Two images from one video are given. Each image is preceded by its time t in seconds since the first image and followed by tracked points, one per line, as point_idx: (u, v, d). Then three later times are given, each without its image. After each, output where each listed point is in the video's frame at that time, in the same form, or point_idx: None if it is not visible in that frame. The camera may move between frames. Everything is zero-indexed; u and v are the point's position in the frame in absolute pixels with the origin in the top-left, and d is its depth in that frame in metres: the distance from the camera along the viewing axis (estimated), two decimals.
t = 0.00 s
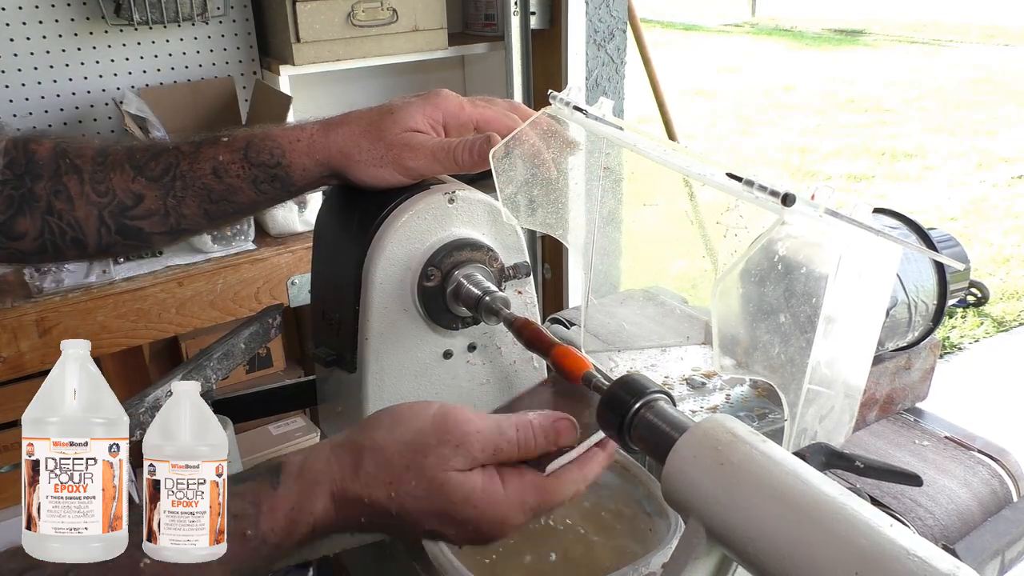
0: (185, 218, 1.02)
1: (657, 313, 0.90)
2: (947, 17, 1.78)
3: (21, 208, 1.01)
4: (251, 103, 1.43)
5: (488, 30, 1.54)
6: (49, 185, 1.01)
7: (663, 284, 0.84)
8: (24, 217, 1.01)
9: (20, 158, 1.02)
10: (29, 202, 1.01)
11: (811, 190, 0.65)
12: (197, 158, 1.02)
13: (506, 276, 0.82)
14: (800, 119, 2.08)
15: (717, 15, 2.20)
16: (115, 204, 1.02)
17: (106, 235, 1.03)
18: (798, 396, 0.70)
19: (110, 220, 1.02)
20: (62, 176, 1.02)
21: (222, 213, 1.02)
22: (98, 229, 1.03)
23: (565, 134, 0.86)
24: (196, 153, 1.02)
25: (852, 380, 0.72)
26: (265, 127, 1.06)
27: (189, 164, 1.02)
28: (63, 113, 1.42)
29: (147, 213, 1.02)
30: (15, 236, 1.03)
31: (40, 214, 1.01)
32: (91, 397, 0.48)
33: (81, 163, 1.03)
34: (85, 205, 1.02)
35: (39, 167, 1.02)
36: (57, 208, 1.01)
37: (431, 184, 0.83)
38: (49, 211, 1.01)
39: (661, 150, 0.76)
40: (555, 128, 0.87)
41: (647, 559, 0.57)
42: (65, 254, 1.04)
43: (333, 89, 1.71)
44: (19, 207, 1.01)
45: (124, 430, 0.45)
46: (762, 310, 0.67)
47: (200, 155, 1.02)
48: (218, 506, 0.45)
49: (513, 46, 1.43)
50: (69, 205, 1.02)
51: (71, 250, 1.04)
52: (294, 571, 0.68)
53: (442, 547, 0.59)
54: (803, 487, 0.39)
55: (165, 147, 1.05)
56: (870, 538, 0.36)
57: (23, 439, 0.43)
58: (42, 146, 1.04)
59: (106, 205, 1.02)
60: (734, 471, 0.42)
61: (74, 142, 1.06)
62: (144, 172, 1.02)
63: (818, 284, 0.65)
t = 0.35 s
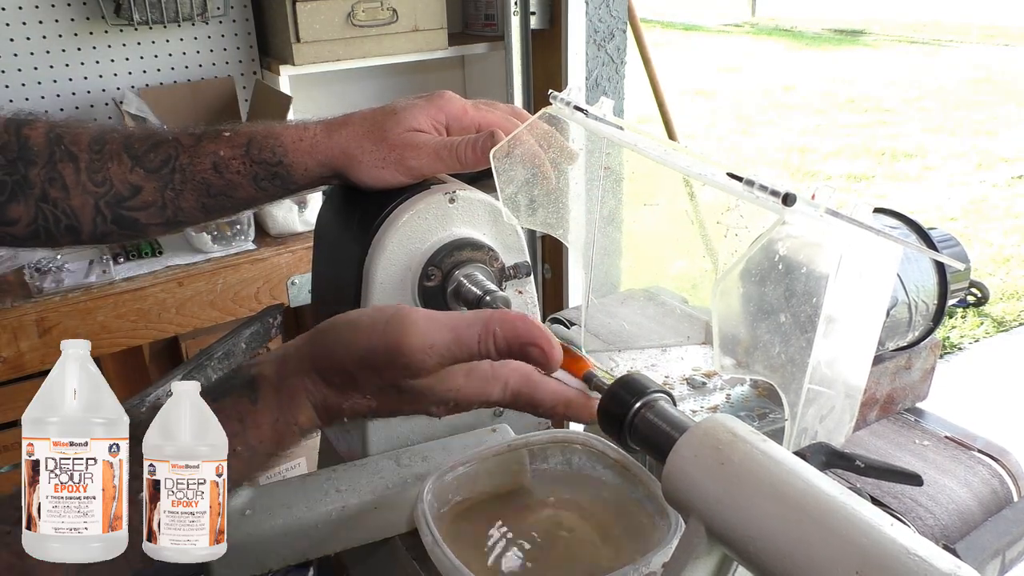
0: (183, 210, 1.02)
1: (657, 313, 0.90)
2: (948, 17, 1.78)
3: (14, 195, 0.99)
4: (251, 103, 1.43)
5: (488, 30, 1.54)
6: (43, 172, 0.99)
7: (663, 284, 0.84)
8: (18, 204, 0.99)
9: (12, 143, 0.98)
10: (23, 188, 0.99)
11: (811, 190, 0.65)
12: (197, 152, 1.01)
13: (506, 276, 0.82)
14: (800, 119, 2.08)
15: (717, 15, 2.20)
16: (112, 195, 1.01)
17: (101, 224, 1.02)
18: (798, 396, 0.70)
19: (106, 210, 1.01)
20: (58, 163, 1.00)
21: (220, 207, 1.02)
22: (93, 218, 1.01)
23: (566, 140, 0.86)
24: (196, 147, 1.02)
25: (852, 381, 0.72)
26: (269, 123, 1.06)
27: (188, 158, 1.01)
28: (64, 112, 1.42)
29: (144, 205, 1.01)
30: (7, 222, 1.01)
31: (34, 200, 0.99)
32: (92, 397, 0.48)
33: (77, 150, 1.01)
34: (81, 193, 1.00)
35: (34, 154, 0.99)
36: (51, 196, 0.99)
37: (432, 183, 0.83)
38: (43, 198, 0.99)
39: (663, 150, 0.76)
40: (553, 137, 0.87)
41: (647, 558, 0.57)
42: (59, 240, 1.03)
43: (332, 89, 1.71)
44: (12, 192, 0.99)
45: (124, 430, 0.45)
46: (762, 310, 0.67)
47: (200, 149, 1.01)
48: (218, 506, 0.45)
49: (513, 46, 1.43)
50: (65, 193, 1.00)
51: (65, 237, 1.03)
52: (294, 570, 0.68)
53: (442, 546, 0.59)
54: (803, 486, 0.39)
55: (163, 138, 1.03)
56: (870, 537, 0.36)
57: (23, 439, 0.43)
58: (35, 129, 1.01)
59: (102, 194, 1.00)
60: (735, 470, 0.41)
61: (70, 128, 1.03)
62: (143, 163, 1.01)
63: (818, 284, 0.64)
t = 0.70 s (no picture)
0: (182, 212, 1.02)
1: (656, 313, 0.89)
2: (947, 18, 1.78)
3: (15, 199, 0.99)
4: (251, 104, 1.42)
5: (488, 30, 1.54)
6: (44, 175, 0.99)
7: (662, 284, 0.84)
8: (18, 208, 0.99)
9: (14, 146, 0.99)
10: (23, 192, 0.99)
11: (811, 190, 0.65)
12: (196, 153, 1.01)
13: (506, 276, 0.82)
14: (800, 119, 2.08)
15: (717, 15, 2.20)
16: (112, 197, 1.01)
17: (101, 226, 1.02)
18: (798, 396, 0.70)
19: (106, 212, 1.01)
20: (58, 165, 1.00)
21: (219, 208, 1.02)
22: (93, 220, 1.01)
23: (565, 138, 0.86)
24: (195, 148, 1.02)
25: (852, 381, 0.72)
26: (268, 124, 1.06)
27: (187, 159, 1.01)
28: (64, 112, 1.42)
29: (144, 207, 1.01)
30: (7, 226, 1.01)
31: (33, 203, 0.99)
32: (91, 396, 0.48)
33: (77, 153, 1.01)
34: (81, 196, 1.00)
35: (35, 156, 1.00)
36: (52, 198, 1.00)
37: (431, 183, 0.83)
38: (44, 201, 1.00)
39: (662, 150, 0.76)
40: (553, 137, 0.87)
41: (647, 559, 0.57)
42: (58, 243, 1.03)
43: (333, 89, 1.71)
44: (13, 196, 0.99)
45: (124, 429, 0.45)
46: (762, 310, 0.67)
47: (199, 151, 1.01)
48: (219, 506, 0.45)
49: (513, 46, 1.43)
50: (65, 196, 1.00)
51: (65, 239, 1.02)
52: (294, 570, 0.68)
53: (442, 545, 0.59)
54: (803, 486, 0.39)
55: (163, 140, 1.03)
56: (871, 537, 0.36)
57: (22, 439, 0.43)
58: (37, 133, 1.01)
59: (103, 196, 1.01)
60: (735, 470, 0.41)
61: (70, 130, 1.03)
62: (143, 165, 1.01)
63: (818, 284, 0.64)
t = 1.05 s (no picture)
0: (183, 214, 1.02)
1: (656, 313, 0.90)
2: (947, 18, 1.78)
3: (15, 202, 0.98)
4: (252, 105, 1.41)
5: (488, 30, 1.54)
6: (45, 177, 0.99)
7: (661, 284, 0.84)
8: (18, 210, 0.98)
9: (14, 150, 0.99)
10: (23, 195, 0.99)
11: (811, 190, 0.65)
12: (196, 155, 1.01)
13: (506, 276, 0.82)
14: (800, 119, 2.08)
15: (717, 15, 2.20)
16: (112, 199, 1.01)
17: (101, 229, 1.02)
18: (798, 396, 0.70)
19: (106, 214, 1.01)
20: (59, 168, 1.00)
21: (220, 210, 1.02)
22: (94, 223, 1.01)
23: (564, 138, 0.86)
24: (195, 150, 1.02)
25: (851, 380, 0.72)
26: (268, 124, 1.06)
27: (187, 161, 1.01)
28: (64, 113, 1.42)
29: (144, 209, 1.01)
30: (7, 229, 1.00)
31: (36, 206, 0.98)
32: (91, 396, 0.48)
33: (78, 156, 1.01)
34: (81, 198, 1.00)
35: (36, 160, 1.00)
36: (52, 201, 0.99)
37: (431, 183, 0.83)
38: (46, 204, 0.99)
39: (662, 150, 0.76)
40: (555, 137, 0.87)
41: (647, 558, 0.57)
42: (60, 246, 1.02)
43: (333, 89, 1.71)
44: (13, 199, 0.99)
45: (124, 429, 0.45)
46: (762, 310, 0.67)
47: (199, 152, 1.02)
48: (218, 506, 0.45)
49: (513, 46, 1.43)
50: (66, 198, 1.00)
51: (66, 242, 1.02)
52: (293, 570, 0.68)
53: (442, 545, 0.59)
54: (803, 486, 0.39)
55: (163, 142, 1.04)
56: (871, 537, 0.36)
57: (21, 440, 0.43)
58: (38, 136, 1.01)
59: (102, 199, 1.01)
60: (735, 470, 0.41)
61: (70, 134, 1.03)
62: (142, 167, 1.02)
63: (818, 284, 0.64)
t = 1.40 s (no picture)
0: (185, 226, 1.04)
1: (656, 313, 0.90)
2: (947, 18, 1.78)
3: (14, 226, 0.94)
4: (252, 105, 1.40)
5: (488, 30, 1.54)
6: (44, 201, 0.95)
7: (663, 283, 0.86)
8: (18, 235, 0.94)
9: (10, 175, 0.94)
10: (23, 219, 0.94)
11: (811, 190, 0.65)
12: (195, 166, 1.04)
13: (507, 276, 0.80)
14: (800, 119, 2.08)
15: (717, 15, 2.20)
16: (112, 217, 1.00)
17: (104, 248, 1.02)
18: (798, 396, 0.70)
19: (108, 233, 1.00)
20: (58, 190, 0.96)
21: (222, 219, 1.05)
22: (96, 243, 1.00)
23: (564, 132, 0.85)
24: (195, 161, 1.05)
25: (851, 380, 0.72)
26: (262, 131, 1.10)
27: (186, 172, 1.04)
28: (53, 128, 1.41)
29: (145, 224, 1.01)
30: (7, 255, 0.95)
31: (36, 230, 0.95)
32: (90, 397, 0.48)
33: (75, 177, 0.99)
34: (82, 218, 0.98)
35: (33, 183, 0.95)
36: (54, 223, 0.96)
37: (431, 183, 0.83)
38: (46, 227, 0.95)
39: (662, 150, 0.76)
40: (555, 126, 0.86)
41: (646, 558, 0.57)
42: (63, 269, 1.00)
43: (333, 90, 1.72)
44: (12, 223, 0.94)
45: (124, 429, 0.45)
46: (762, 310, 0.67)
47: (198, 163, 1.04)
48: (218, 506, 0.45)
49: (513, 47, 1.43)
50: (66, 219, 0.97)
51: (68, 263, 1.00)
52: (294, 570, 0.68)
53: (442, 545, 0.59)
54: (803, 485, 0.39)
55: (161, 156, 1.04)
56: (870, 537, 0.36)
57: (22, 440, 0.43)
58: (33, 162, 0.97)
59: (102, 217, 0.99)
60: (735, 471, 0.41)
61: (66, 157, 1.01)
62: (142, 182, 1.02)
63: (818, 284, 0.64)
